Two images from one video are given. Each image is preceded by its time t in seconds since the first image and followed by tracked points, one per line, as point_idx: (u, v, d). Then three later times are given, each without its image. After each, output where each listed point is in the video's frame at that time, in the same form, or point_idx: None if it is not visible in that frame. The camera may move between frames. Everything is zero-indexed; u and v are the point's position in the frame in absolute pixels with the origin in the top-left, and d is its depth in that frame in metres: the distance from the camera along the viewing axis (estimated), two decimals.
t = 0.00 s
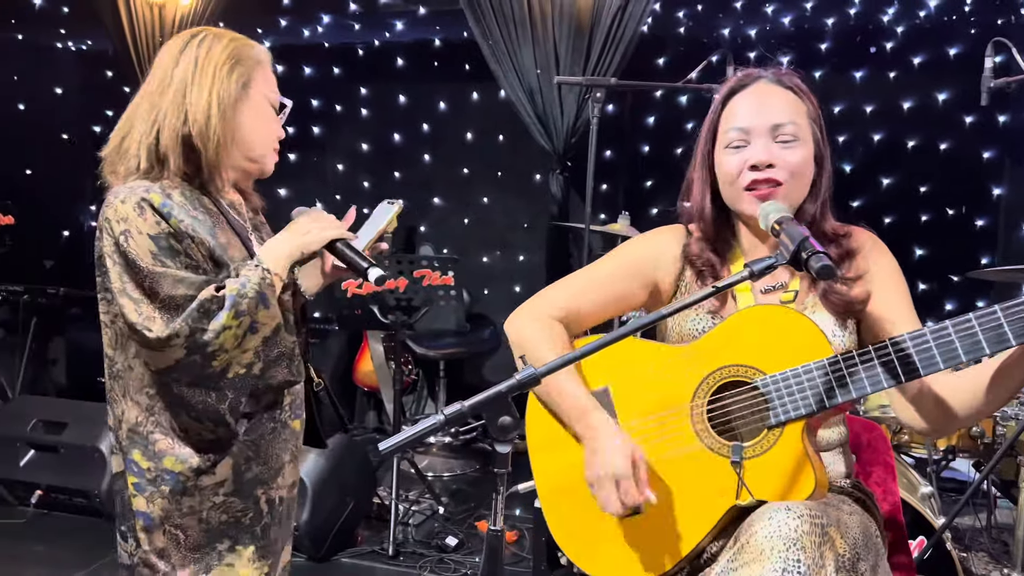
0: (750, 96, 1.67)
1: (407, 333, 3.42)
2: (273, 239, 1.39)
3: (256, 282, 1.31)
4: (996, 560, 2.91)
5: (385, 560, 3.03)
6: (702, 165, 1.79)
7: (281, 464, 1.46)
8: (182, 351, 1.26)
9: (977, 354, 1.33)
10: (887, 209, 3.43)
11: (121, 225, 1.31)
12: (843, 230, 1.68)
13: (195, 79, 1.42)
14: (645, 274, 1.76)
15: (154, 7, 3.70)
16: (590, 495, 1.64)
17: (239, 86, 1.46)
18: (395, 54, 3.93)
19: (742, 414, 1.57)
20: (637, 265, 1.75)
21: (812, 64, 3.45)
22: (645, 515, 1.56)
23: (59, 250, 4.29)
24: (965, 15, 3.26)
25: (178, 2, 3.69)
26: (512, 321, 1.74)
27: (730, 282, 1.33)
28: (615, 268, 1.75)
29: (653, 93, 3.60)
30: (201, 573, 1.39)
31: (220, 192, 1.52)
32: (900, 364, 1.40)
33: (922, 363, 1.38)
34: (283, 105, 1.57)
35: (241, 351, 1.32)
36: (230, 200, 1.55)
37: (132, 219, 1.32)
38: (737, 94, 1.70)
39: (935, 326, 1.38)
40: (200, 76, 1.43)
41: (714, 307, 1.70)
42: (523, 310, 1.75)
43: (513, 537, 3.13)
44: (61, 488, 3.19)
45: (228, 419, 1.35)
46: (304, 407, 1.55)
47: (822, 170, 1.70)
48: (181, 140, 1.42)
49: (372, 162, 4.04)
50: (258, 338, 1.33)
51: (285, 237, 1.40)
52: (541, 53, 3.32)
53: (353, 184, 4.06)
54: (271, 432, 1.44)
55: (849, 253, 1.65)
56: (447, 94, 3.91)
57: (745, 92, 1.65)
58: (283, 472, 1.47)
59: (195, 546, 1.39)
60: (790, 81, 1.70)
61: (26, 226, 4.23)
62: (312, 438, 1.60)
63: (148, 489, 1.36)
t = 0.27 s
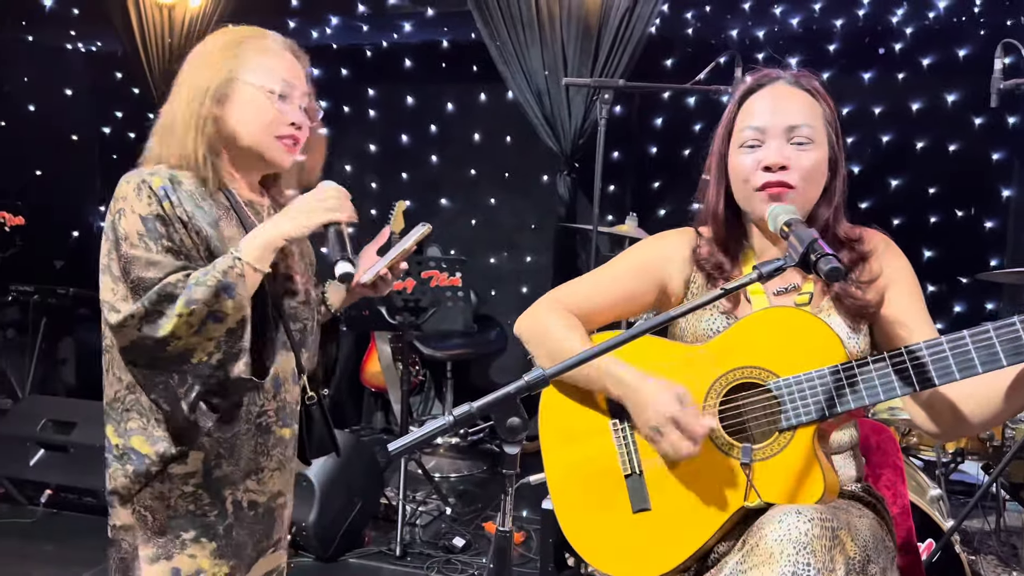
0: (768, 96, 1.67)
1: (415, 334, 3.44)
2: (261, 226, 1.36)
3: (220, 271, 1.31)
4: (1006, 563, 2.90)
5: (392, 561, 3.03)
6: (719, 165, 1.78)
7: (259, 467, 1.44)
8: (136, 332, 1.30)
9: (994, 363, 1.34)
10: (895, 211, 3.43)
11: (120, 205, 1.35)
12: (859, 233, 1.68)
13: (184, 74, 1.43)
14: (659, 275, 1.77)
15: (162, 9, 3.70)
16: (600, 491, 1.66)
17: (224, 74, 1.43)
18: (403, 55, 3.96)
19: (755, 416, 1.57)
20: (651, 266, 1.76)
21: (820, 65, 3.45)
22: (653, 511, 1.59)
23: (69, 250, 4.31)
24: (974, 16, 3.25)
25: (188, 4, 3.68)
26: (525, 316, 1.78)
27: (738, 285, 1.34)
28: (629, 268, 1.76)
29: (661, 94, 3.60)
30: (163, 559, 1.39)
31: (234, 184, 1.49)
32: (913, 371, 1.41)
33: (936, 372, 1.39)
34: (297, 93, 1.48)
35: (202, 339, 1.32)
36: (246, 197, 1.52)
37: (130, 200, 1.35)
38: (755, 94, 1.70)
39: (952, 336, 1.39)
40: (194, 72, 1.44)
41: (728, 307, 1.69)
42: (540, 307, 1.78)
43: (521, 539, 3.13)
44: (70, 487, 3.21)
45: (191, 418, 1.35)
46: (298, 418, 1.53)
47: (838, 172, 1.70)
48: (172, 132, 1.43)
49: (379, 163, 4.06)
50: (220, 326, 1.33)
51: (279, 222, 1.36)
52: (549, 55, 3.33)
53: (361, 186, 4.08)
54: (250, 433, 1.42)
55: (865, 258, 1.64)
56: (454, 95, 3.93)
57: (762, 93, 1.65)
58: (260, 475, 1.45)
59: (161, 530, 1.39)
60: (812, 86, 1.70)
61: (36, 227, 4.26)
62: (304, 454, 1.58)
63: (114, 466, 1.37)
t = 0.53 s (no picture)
0: (778, 99, 1.67)
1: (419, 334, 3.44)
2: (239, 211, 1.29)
3: (200, 261, 1.25)
4: (1010, 565, 2.89)
5: (396, 561, 3.04)
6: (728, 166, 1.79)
7: (261, 465, 1.44)
8: (127, 330, 1.27)
9: (1002, 366, 1.34)
10: (900, 212, 3.42)
11: (122, 206, 1.35)
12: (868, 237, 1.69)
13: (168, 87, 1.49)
14: (667, 276, 1.77)
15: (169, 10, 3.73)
16: (604, 495, 1.66)
17: (197, 81, 1.46)
18: (408, 56, 3.96)
19: (761, 420, 1.57)
20: (658, 267, 1.76)
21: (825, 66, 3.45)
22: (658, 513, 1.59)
23: (75, 250, 4.33)
24: (980, 17, 3.24)
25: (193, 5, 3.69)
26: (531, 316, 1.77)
27: (742, 286, 1.35)
28: (636, 267, 1.76)
29: (666, 95, 3.60)
30: (159, 557, 1.38)
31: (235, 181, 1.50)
32: (922, 374, 1.41)
33: (945, 374, 1.39)
34: (267, 80, 1.48)
35: (189, 333, 1.26)
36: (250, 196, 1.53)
37: (131, 200, 1.34)
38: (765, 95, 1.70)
39: (961, 338, 1.39)
40: (177, 84, 1.50)
41: (736, 308, 1.70)
42: (546, 308, 1.78)
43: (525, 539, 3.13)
44: (76, 487, 3.22)
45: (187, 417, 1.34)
46: (306, 417, 1.54)
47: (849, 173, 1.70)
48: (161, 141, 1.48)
49: (384, 163, 4.07)
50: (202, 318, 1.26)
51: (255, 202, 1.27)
52: (554, 56, 3.34)
53: (365, 186, 4.09)
54: (253, 430, 1.42)
55: (873, 261, 1.65)
56: (459, 96, 3.93)
57: (772, 95, 1.65)
58: (262, 474, 1.44)
59: (160, 528, 1.38)
60: (823, 87, 1.70)
61: (41, 227, 4.27)
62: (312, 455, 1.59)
63: (128, 462, 1.38)
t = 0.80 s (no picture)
0: (781, 97, 1.68)
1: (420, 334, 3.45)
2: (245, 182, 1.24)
3: (215, 237, 1.23)
4: (1010, 567, 2.89)
5: (396, 561, 3.04)
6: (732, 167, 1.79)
7: (274, 459, 1.42)
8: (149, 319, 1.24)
9: (1009, 372, 1.33)
10: (901, 213, 3.42)
11: (129, 203, 1.33)
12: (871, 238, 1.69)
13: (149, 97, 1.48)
14: (669, 276, 1.79)
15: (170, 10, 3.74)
16: (608, 491, 1.69)
17: (177, 83, 1.45)
18: (409, 56, 3.97)
19: (766, 417, 1.56)
20: (661, 267, 1.77)
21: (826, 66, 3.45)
22: (659, 510, 1.61)
23: (77, 250, 4.34)
24: (981, 18, 3.24)
25: (195, 5, 3.70)
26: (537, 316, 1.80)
27: (743, 287, 1.35)
28: (639, 266, 1.78)
29: (667, 95, 3.60)
30: (176, 556, 1.36)
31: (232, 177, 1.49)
32: (926, 378, 1.41)
33: (951, 379, 1.39)
34: (244, 73, 1.46)
35: (211, 312, 1.23)
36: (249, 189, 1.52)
37: (138, 196, 1.32)
38: (767, 95, 1.71)
39: (968, 344, 1.38)
40: (158, 93, 1.49)
41: (740, 308, 1.71)
42: (550, 306, 1.81)
43: (524, 540, 3.13)
44: (76, 486, 3.23)
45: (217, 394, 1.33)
46: (314, 408, 1.53)
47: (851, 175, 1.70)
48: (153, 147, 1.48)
49: (384, 164, 4.07)
50: (221, 293, 1.22)
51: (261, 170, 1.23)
52: (555, 57, 3.34)
53: (367, 186, 4.09)
54: (265, 424, 1.40)
55: (877, 264, 1.65)
56: (460, 96, 3.94)
57: (774, 95, 1.66)
58: (275, 468, 1.43)
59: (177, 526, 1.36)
60: (829, 88, 1.71)
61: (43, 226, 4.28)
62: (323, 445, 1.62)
63: (155, 464, 1.36)
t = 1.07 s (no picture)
0: (786, 98, 1.68)
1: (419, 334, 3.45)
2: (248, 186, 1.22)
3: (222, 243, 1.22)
4: (1008, 567, 2.89)
5: (395, 561, 3.04)
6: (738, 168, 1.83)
7: (284, 464, 1.44)
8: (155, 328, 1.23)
9: (1002, 370, 1.36)
10: (900, 214, 3.43)
11: (132, 217, 1.34)
12: (875, 241, 1.70)
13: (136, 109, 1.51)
14: (671, 275, 1.79)
15: (169, 9, 3.75)
16: (606, 492, 1.68)
17: (160, 97, 1.48)
18: (408, 56, 3.97)
19: (761, 417, 1.58)
20: (662, 267, 1.77)
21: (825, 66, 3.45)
22: (656, 511, 1.61)
23: (75, 250, 4.34)
24: (980, 19, 3.25)
25: (194, 4, 3.69)
26: (537, 314, 1.80)
27: (740, 287, 1.35)
28: (637, 265, 1.78)
29: (666, 96, 3.61)
30: (189, 565, 1.38)
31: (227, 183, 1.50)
32: (923, 378, 1.42)
33: (946, 378, 1.40)
34: (224, 71, 1.49)
35: (217, 320, 1.23)
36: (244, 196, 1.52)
37: (140, 209, 1.33)
38: (772, 95, 1.72)
39: (962, 343, 1.40)
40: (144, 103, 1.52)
41: (739, 309, 1.73)
42: (549, 306, 1.81)
43: (522, 540, 3.13)
44: (75, 486, 3.22)
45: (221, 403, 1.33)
46: (317, 412, 1.55)
47: (858, 174, 1.71)
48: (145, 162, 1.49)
49: (383, 164, 4.07)
50: (226, 300, 1.22)
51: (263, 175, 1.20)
52: (554, 57, 3.34)
53: (365, 186, 4.09)
54: (274, 430, 1.42)
55: (880, 271, 1.65)
56: (460, 96, 3.94)
57: (778, 95, 1.67)
58: (285, 472, 1.45)
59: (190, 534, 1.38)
60: (837, 91, 1.71)
61: (41, 226, 4.28)
62: (327, 449, 1.65)
63: (163, 472, 1.37)
